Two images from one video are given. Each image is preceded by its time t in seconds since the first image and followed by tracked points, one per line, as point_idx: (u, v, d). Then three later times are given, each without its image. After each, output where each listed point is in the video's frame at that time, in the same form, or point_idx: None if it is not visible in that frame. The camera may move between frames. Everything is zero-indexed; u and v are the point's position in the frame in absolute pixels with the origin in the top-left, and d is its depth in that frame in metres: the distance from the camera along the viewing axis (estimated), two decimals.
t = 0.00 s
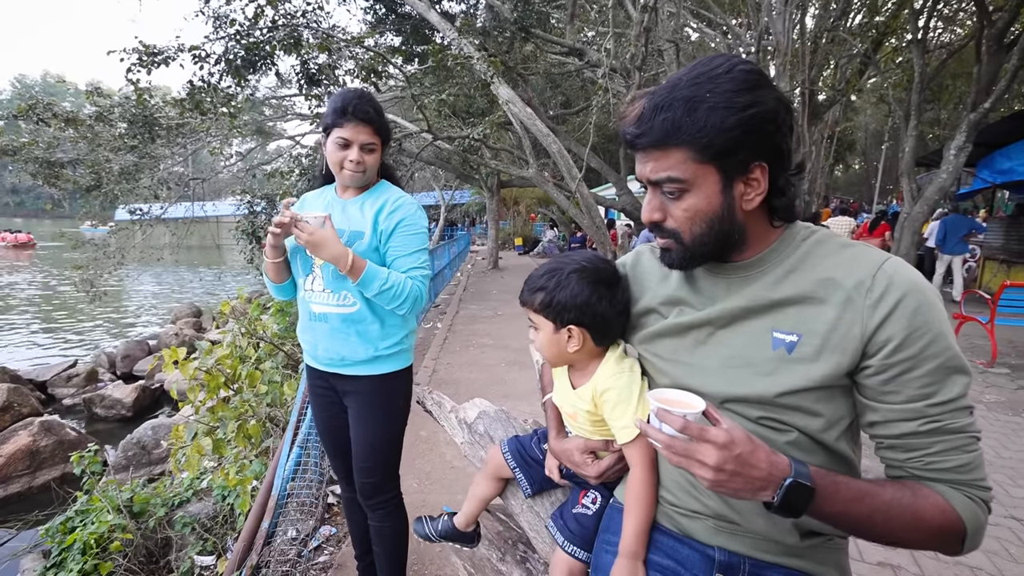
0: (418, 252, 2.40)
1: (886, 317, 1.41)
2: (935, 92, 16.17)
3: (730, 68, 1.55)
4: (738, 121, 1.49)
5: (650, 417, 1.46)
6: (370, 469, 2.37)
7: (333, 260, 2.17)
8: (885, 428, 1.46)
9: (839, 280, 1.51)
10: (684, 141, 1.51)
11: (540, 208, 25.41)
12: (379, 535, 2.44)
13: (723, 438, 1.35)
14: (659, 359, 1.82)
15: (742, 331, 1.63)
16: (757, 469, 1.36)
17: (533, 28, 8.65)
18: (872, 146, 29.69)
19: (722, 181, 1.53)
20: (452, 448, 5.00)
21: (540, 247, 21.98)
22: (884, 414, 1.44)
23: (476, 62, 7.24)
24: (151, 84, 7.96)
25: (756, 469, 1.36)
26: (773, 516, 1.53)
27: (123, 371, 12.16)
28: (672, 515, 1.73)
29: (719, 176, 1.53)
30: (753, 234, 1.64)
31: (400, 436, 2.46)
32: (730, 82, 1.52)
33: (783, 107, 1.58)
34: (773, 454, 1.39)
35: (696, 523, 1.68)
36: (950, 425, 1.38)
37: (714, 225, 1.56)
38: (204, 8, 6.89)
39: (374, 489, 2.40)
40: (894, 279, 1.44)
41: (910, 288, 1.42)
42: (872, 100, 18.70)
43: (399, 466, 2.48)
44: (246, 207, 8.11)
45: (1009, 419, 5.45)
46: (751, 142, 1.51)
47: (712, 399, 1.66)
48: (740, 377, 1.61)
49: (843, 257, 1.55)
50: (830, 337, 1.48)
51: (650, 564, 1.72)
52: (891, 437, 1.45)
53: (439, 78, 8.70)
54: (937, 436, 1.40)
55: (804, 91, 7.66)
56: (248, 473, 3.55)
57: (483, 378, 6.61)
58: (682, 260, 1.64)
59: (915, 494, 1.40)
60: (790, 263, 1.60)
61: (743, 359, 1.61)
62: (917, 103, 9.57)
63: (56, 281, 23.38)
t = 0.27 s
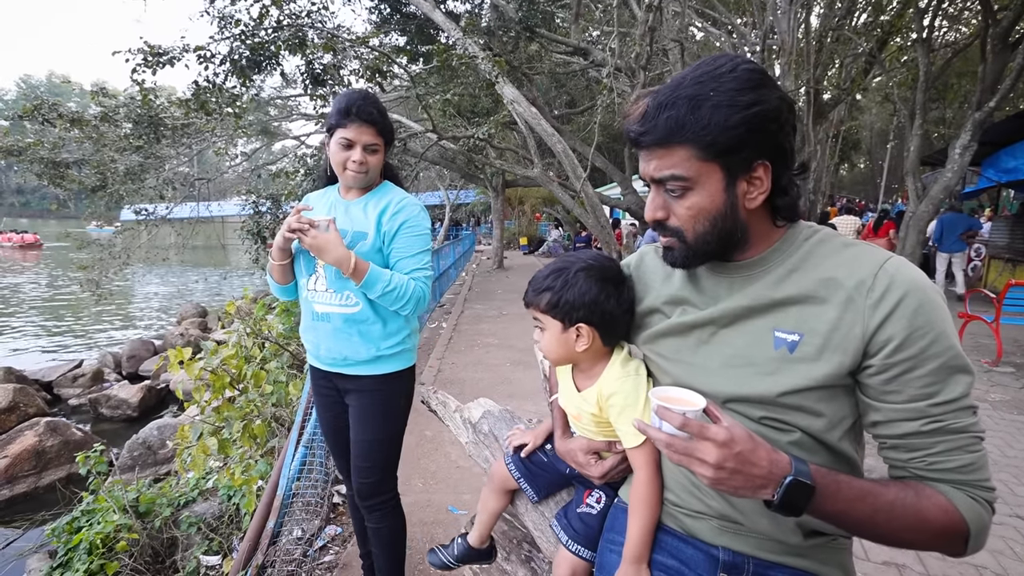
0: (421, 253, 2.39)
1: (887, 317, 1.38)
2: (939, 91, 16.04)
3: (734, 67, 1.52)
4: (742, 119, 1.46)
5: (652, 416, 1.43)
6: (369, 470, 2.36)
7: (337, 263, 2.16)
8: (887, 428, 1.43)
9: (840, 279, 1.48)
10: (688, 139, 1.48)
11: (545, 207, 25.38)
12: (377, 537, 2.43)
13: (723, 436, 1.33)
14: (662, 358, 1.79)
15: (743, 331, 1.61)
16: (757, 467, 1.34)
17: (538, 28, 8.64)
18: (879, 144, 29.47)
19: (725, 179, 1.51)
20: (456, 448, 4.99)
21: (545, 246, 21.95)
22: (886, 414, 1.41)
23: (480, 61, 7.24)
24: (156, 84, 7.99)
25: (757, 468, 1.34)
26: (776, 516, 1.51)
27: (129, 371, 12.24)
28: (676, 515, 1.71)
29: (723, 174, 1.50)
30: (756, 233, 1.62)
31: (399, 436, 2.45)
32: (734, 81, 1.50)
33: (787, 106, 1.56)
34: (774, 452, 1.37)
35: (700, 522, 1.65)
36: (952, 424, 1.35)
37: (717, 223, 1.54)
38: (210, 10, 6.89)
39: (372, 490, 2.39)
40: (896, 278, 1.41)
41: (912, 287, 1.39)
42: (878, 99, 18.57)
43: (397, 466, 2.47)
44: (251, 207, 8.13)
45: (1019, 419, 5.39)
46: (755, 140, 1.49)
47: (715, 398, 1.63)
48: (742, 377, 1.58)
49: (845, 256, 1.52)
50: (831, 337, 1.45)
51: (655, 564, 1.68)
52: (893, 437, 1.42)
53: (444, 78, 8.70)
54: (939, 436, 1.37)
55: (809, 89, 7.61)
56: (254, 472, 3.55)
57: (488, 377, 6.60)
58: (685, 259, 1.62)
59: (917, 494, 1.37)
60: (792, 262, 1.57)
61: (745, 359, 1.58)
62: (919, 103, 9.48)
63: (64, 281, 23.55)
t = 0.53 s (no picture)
0: (420, 252, 2.37)
1: (886, 317, 1.36)
2: (936, 91, 16.03)
3: (739, 64, 1.50)
4: (746, 115, 1.44)
5: (653, 416, 1.41)
6: (377, 468, 2.35)
7: (335, 263, 2.14)
8: (884, 428, 1.40)
9: (838, 279, 1.45)
10: (692, 134, 1.46)
11: (546, 207, 25.36)
12: (385, 532, 2.41)
13: (724, 436, 1.30)
14: (662, 359, 1.77)
15: (742, 331, 1.58)
16: (758, 467, 1.32)
17: (538, 28, 8.62)
18: (879, 144, 29.43)
19: (727, 176, 1.48)
20: (457, 448, 4.96)
21: (546, 246, 21.92)
22: (883, 414, 1.39)
23: (480, 61, 7.22)
24: (155, 83, 7.97)
25: (757, 468, 1.32)
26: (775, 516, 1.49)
27: (128, 372, 12.23)
28: (676, 515, 1.68)
29: (726, 170, 1.48)
30: (757, 232, 1.59)
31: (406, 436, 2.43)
32: (738, 77, 1.47)
33: (790, 105, 1.54)
34: (774, 452, 1.34)
35: (699, 522, 1.63)
36: (948, 424, 1.33)
37: (719, 220, 1.52)
38: (208, 8, 6.83)
39: (380, 487, 2.37)
40: (894, 279, 1.39)
41: (910, 287, 1.37)
42: (879, 98, 18.54)
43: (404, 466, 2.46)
44: (251, 207, 8.11)
45: (1019, 417, 5.36)
46: (758, 137, 1.47)
47: (715, 399, 1.61)
48: (741, 377, 1.55)
49: (844, 256, 1.49)
50: (830, 337, 1.43)
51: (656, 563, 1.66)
52: (889, 436, 1.40)
53: (444, 78, 8.68)
54: (936, 435, 1.35)
55: (808, 89, 7.59)
56: (254, 473, 3.54)
57: (489, 377, 6.57)
58: (685, 256, 1.59)
59: (914, 493, 1.35)
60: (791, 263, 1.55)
61: (745, 359, 1.56)
62: (916, 103, 9.46)
63: (63, 281, 23.51)
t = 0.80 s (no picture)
0: (414, 253, 2.36)
1: (878, 318, 1.38)
2: (924, 94, 16.21)
3: (733, 65, 1.50)
4: (740, 114, 1.45)
5: (647, 419, 1.41)
6: (366, 472, 2.35)
7: (328, 267, 2.13)
8: (877, 428, 1.41)
9: (830, 280, 1.47)
10: (686, 132, 1.47)
11: (540, 208, 25.38)
12: (373, 540, 2.40)
13: (719, 438, 1.30)
14: (656, 360, 1.77)
15: (736, 333, 1.59)
16: (753, 469, 1.32)
17: (532, 29, 8.62)
18: (869, 145, 29.70)
19: (721, 175, 1.49)
20: (451, 448, 4.96)
21: (540, 246, 21.94)
22: (876, 414, 1.40)
23: (474, 61, 7.21)
24: (145, 83, 7.89)
25: (752, 469, 1.32)
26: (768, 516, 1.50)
27: (118, 374, 12.13)
28: (670, 515, 1.69)
29: (720, 169, 1.49)
30: (750, 233, 1.60)
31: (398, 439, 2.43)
32: (733, 77, 1.48)
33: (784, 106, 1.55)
34: (769, 454, 1.35)
35: (693, 522, 1.63)
36: (940, 424, 1.34)
37: (713, 219, 1.52)
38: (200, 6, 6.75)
39: (368, 492, 2.38)
40: (886, 280, 1.40)
41: (902, 289, 1.38)
42: (869, 100, 18.71)
43: (394, 470, 2.46)
44: (243, 207, 8.07)
45: (1007, 414, 5.42)
46: (752, 136, 1.48)
47: (709, 400, 1.61)
48: (734, 378, 1.56)
49: (836, 257, 1.51)
50: (823, 338, 1.44)
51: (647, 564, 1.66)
52: (881, 436, 1.41)
53: (438, 78, 8.67)
54: (928, 435, 1.36)
55: (799, 90, 7.65)
56: (246, 475, 3.52)
57: (484, 377, 6.57)
58: (678, 256, 1.59)
59: (906, 492, 1.36)
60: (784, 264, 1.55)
61: (738, 360, 1.56)
62: (905, 105, 9.56)
63: (53, 282, 23.25)
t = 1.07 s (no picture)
0: (403, 253, 2.33)
1: (868, 316, 1.38)
2: (909, 96, 16.41)
3: (733, 59, 1.50)
4: (739, 106, 1.44)
5: (636, 411, 1.39)
6: (346, 479, 2.31)
7: (313, 267, 2.10)
8: (868, 426, 1.41)
9: (819, 278, 1.47)
10: (684, 123, 1.46)
11: (530, 208, 25.38)
12: (356, 549, 2.38)
13: (708, 431, 1.30)
14: (647, 360, 1.76)
15: (726, 331, 1.58)
16: (742, 463, 1.32)
17: (523, 28, 8.61)
18: (856, 146, 30.04)
19: (718, 167, 1.48)
20: (441, 450, 4.93)
21: (530, 246, 21.93)
22: (866, 412, 1.39)
23: (465, 60, 7.18)
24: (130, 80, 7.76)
25: (741, 463, 1.32)
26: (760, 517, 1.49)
27: (102, 376, 11.94)
28: (661, 516, 1.67)
29: (716, 162, 1.48)
30: (744, 229, 1.59)
31: (381, 444, 2.40)
32: (732, 70, 1.48)
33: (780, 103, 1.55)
34: (759, 448, 1.34)
35: (685, 523, 1.62)
36: (931, 421, 1.34)
37: (708, 212, 1.52)
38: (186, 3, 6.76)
39: (348, 501, 2.34)
40: (875, 278, 1.40)
41: (892, 287, 1.38)
42: (856, 101, 18.92)
43: (375, 476, 2.42)
44: (230, 206, 7.97)
45: (992, 412, 5.50)
46: (750, 130, 1.47)
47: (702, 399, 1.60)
48: (725, 377, 1.55)
49: (826, 255, 1.51)
50: (813, 337, 1.43)
51: (639, 565, 1.65)
52: (872, 435, 1.40)
53: (428, 77, 8.63)
54: (919, 433, 1.36)
55: (788, 91, 7.71)
56: (232, 479, 3.46)
57: (474, 378, 6.54)
58: (671, 250, 1.58)
59: (899, 491, 1.35)
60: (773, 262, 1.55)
61: (729, 359, 1.55)
62: (892, 106, 9.66)
63: (34, 283, 22.82)
